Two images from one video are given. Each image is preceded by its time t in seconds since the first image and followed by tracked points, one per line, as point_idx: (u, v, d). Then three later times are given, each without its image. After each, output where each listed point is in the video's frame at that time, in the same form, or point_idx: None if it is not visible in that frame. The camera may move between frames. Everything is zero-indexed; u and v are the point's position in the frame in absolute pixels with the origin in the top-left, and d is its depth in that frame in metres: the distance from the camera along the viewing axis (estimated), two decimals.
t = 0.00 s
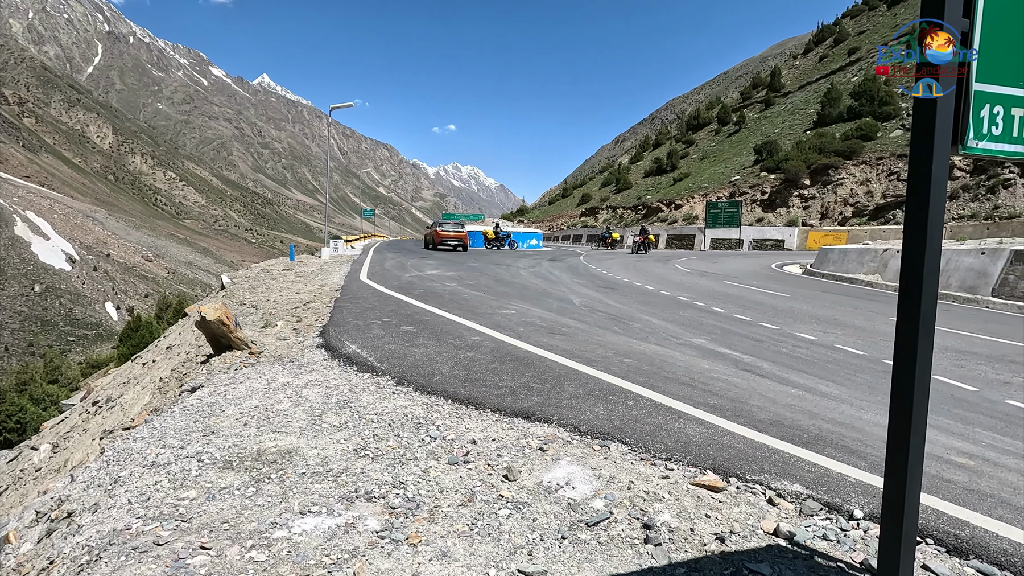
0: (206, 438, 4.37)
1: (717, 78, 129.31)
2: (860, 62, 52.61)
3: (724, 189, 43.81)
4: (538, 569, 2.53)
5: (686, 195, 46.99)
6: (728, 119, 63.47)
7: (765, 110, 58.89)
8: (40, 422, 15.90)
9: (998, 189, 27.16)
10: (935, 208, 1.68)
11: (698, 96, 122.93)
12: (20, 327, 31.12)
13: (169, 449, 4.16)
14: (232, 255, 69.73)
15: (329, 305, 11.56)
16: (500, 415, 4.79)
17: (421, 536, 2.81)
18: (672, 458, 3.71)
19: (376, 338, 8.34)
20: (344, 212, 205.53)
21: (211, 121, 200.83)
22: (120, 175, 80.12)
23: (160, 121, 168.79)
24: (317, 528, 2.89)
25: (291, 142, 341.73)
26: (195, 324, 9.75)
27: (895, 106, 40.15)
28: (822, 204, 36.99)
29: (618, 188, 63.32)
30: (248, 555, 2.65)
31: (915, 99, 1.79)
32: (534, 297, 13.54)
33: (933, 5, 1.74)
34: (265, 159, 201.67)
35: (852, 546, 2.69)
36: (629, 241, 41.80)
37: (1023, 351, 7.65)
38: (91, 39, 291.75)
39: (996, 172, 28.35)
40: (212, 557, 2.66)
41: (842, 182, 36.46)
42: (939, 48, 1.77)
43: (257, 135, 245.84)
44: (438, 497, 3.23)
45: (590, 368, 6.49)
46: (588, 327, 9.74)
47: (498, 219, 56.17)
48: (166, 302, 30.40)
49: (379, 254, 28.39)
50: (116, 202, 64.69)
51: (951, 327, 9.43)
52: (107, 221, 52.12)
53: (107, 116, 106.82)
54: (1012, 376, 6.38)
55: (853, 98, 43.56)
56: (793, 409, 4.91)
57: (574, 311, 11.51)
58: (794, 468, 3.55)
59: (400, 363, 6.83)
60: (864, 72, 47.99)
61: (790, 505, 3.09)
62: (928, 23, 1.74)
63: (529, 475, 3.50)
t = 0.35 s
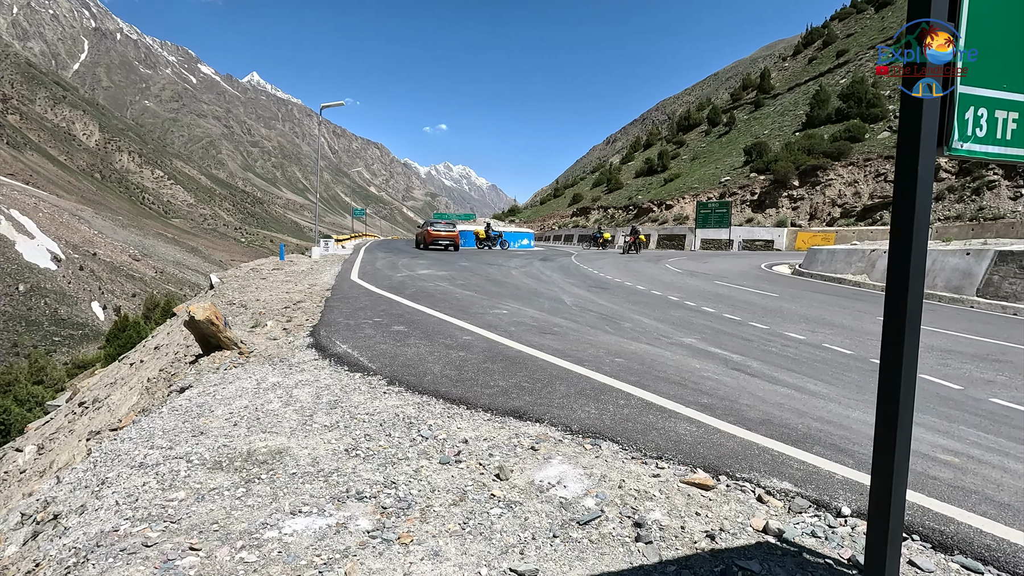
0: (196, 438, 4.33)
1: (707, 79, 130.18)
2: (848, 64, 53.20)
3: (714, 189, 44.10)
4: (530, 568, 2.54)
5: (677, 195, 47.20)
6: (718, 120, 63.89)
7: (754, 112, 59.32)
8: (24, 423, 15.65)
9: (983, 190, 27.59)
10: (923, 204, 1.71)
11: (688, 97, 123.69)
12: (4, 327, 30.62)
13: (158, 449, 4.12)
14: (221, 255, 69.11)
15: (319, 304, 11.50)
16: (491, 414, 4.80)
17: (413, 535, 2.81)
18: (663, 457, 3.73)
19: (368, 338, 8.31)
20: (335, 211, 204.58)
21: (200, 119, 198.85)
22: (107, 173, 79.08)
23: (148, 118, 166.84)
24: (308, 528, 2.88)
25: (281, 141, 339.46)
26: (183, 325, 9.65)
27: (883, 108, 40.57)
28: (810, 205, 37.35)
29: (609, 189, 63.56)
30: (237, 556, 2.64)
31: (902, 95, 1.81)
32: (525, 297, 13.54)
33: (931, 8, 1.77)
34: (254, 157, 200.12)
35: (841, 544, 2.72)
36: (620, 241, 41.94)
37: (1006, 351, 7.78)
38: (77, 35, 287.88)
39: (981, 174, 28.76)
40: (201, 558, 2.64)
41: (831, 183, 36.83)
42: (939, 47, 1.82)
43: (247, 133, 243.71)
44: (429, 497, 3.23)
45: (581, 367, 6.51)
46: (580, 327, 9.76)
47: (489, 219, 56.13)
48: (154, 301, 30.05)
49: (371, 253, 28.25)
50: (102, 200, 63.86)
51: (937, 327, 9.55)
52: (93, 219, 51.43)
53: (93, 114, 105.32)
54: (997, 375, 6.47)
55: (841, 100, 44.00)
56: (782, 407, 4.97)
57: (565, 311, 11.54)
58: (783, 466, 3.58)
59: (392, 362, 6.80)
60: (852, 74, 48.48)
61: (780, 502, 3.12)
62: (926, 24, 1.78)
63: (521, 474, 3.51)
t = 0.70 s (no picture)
0: (185, 438, 4.30)
1: (698, 80, 130.96)
2: (837, 65, 53.70)
3: (705, 189, 44.36)
4: (522, 567, 2.54)
5: (669, 195, 47.39)
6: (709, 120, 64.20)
7: (745, 112, 59.66)
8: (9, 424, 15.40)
9: (969, 191, 27.98)
10: (909, 204, 1.73)
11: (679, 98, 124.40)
12: None
13: (146, 450, 4.09)
14: (211, 254, 68.51)
15: (310, 303, 11.45)
16: (483, 413, 4.80)
17: (404, 534, 2.81)
18: (654, 456, 3.75)
19: (359, 337, 8.27)
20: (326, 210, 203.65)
21: (189, 116, 196.87)
22: (94, 170, 78.08)
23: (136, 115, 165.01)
24: (299, 528, 2.87)
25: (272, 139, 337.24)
26: (172, 324, 9.57)
27: (872, 109, 40.96)
28: (801, 205, 37.65)
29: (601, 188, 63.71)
30: (228, 557, 2.62)
31: (892, 95, 1.82)
32: (517, 297, 13.54)
33: (931, 6, 1.79)
34: (245, 155, 198.57)
35: (829, 539, 2.76)
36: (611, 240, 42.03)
37: (991, 349, 7.89)
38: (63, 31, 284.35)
39: (968, 175, 29.15)
40: (191, 558, 2.63)
41: (820, 183, 37.18)
42: (940, 48, 1.84)
43: (237, 131, 241.86)
44: (421, 496, 3.23)
45: (573, 366, 6.53)
46: (572, 326, 9.78)
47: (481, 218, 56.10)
48: (142, 301, 29.74)
49: (362, 253, 28.10)
50: (89, 198, 63.06)
51: (924, 325, 9.68)
52: (80, 217, 50.78)
53: (80, 110, 103.91)
54: (982, 373, 6.58)
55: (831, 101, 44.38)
56: (771, 405, 5.01)
57: (557, 311, 11.57)
58: (772, 463, 3.62)
59: (384, 362, 6.77)
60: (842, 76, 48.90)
61: (769, 500, 3.15)
62: (928, 24, 1.79)
63: (512, 473, 3.51)
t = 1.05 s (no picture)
0: (175, 438, 4.26)
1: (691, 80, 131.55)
2: (828, 66, 54.13)
3: (697, 189, 44.57)
4: (515, 566, 2.54)
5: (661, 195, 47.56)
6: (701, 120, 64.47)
7: (737, 112, 59.99)
8: None
9: (958, 192, 28.28)
10: (902, 204, 1.74)
11: (672, 97, 124.83)
12: None
13: (136, 450, 4.04)
14: (201, 252, 67.94)
15: (302, 302, 11.38)
16: (476, 413, 4.79)
17: (397, 534, 2.80)
18: (647, 455, 3.76)
19: (351, 336, 8.22)
20: (318, 209, 202.67)
21: (179, 113, 194.87)
22: (82, 167, 77.15)
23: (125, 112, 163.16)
24: (292, 528, 2.85)
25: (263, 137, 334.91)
26: (162, 323, 9.47)
27: (862, 110, 41.31)
28: (791, 205, 37.92)
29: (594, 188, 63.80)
30: (219, 558, 2.60)
31: (887, 95, 1.83)
32: (510, 296, 13.54)
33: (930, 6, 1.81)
34: (236, 153, 196.92)
35: (820, 537, 2.78)
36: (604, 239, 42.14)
37: (979, 348, 7.98)
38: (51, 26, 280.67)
39: (956, 175, 29.46)
40: (181, 560, 2.60)
41: (811, 183, 37.46)
42: (938, 48, 1.86)
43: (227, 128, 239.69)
44: (414, 495, 3.22)
45: (566, 366, 6.54)
46: (565, 325, 9.79)
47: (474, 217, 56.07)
48: (131, 299, 29.44)
49: (354, 251, 27.96)
50: (77, 195, 62.30)
51: (914, 325, 9.76)
52: (68, 215, 50.18)
53: (68, 107, 102.61)
54: (969, 371, 6.67)
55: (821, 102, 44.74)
56: (764, 404, 5.03)
57: (550, 310, 11.58)
58: (764, 462, 3.64)
59: (377, 361, 6.74)
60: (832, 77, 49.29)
61: (761, 498, 3.17)
62: (928, 24, 1.82)
63: (506, 472, 3.51)
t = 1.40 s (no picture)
0: (166, 438, 4.21)
1: (683, 80, 132.20)
2: (819, 67, 54.57)
3: (689, 189, 44.79)
4: (510, 565, 2.53)
5: (653, 194, 47.74)
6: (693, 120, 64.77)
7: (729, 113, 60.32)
8: None
9: (946, 192, 28.60)
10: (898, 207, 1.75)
11: (664, 97, 125.32)
12: None
13: (126, 450, 4.00)
14: (191, 250, 67.36)
15: (294, 301, 11.31)
16: (470, 412, 4.77)
17: (392, 534, 2.78)
18: (641, 453, 3.77)
19: (344, 335, 8.17)
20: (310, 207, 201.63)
21: (169, 110, 192.97)
22: (70, 165, 76.23)
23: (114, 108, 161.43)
24: (284, 528, 2.83)
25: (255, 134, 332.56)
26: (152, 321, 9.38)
27: (851, 111, 41.67)
28: (783, 205, 38.18)
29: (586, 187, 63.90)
30: (211, 558, 2.58)
31: (885, 95, 1.83)
32: (504, 294, 13.53)
33: (928, 6, 1.82)
34: (226, 151, 195.34)
35: (812, 535, 2.80)
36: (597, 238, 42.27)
37: (967, 347, 8.08)
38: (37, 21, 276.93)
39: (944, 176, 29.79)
40: (172, 561, 2.57)
41: (802, 183, 37.74)
42: (938, 47, 1.88)
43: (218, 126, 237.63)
44: (408, 495, 3.20)
45: (559, 364, 6.53)
46: (558, 324, 9.81)
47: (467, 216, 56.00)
48: (121, 298, 29.15)
49: (347, 250, 27.83)
50: (64, 193, 61.53)
51: (904, 324, 9.85)
52: (55, 213, 49.58)
53: (55, 103, 101.35)
54: (958, 370, 6.75)
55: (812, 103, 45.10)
56: (756, 403, 5.06)
57: (544, 308, 11.58)
58: (757, 460, 3.66)
59: (370, 360, 6.71)
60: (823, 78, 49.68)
61: (755, 496, 3.19)
62: (927, 23, 1.84)
63: (500, 472, 3.50)
